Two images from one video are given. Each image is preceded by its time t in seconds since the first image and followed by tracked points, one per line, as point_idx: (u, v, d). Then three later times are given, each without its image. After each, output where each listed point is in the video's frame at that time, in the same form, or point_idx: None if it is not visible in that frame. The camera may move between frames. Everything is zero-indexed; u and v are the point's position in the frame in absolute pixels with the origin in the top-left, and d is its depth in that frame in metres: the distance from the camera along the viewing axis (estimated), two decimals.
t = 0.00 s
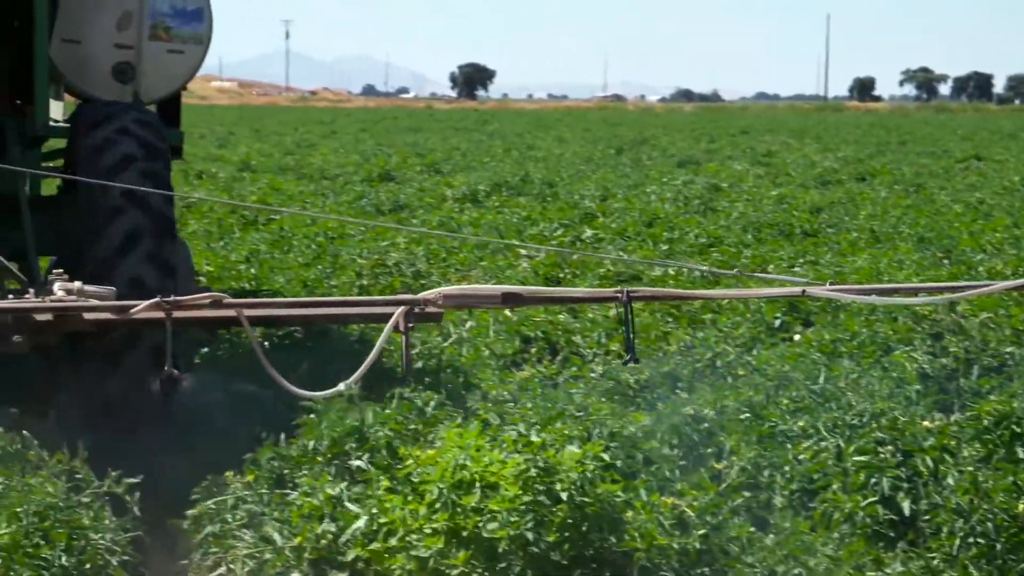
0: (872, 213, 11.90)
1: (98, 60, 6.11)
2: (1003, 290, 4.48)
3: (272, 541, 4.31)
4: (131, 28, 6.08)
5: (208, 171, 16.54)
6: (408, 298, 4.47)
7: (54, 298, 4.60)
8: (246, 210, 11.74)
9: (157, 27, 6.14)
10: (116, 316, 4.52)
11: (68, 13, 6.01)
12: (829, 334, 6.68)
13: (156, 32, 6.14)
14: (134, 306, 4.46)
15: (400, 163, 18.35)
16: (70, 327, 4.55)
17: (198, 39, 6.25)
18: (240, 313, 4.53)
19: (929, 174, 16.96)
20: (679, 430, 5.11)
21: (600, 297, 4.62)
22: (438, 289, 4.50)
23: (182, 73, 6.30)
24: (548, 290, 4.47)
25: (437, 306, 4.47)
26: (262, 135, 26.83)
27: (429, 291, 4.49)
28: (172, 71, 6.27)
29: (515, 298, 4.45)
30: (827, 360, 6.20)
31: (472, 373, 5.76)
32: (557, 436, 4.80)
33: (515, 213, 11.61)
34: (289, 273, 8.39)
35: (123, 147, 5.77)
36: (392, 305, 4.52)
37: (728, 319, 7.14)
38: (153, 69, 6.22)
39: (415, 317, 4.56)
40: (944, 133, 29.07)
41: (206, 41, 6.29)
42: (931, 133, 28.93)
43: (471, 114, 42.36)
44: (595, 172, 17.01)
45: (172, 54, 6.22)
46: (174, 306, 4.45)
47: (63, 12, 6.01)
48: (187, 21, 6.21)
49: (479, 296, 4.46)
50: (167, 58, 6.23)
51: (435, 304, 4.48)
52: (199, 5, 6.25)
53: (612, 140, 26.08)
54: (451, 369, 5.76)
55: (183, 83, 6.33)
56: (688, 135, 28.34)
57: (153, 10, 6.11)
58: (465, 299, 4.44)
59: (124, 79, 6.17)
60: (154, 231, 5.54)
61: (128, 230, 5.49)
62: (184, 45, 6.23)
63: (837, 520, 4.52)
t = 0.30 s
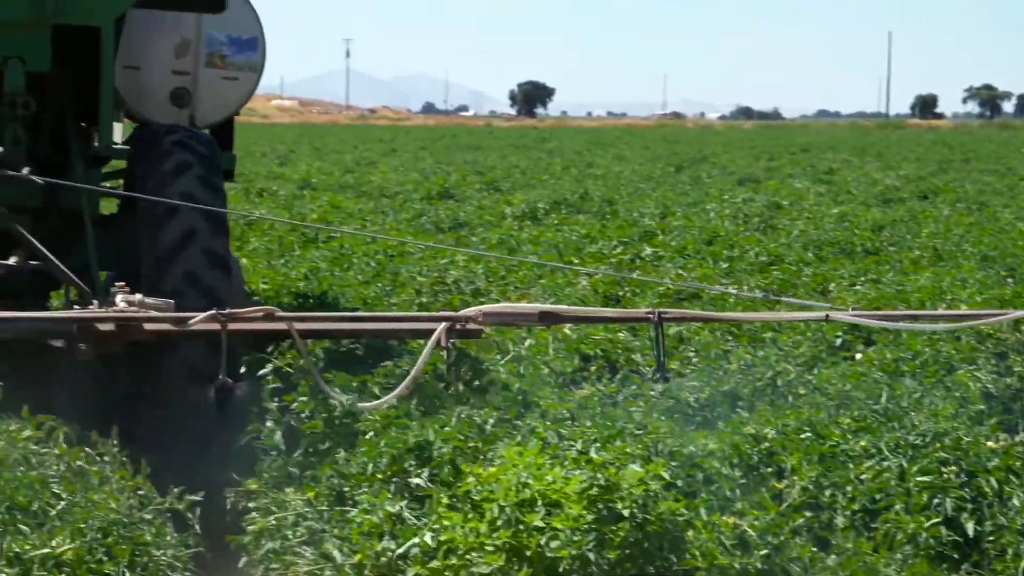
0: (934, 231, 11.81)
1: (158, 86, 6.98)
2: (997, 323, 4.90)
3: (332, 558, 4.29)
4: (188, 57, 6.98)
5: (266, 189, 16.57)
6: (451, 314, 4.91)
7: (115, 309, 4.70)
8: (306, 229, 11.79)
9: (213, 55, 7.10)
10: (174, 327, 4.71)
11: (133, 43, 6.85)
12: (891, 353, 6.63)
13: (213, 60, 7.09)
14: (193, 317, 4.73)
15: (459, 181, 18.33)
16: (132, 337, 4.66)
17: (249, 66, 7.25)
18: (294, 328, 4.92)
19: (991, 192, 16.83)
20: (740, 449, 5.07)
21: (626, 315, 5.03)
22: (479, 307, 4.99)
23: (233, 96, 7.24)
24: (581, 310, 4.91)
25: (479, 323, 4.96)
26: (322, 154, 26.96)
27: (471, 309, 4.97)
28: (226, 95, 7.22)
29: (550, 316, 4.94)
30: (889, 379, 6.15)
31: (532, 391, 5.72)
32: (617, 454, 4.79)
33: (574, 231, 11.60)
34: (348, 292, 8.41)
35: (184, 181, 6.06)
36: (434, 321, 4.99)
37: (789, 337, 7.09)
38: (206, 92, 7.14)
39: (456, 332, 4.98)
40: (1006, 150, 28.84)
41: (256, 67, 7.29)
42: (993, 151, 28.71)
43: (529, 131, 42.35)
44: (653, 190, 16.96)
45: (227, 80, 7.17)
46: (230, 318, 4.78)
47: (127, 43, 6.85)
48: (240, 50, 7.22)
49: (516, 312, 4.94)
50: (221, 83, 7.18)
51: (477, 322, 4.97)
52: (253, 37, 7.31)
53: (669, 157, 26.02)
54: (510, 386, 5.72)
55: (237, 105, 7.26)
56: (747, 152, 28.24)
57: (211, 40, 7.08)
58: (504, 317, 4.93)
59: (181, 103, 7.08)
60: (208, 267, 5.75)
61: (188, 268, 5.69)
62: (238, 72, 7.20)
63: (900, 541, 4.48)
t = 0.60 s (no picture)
0: (992, 251, 11.73)
1: (211, 109, 7.40)
2: (1011, 335, 5.14)
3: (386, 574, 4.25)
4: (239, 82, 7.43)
5: (320, 209, 16.63)
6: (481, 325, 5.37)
7: (163, 320, 5.01)
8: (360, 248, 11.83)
9: (263, 80, 7.57)
10: (218, 336, 5.03)
11: (188, 71, 7.22)
12: (947, 374, 6.58)
13: (263, 83, 7.57)
14: (237, 328, 5.06)
15: (512, 200, 18.34)
16: (179, 346, 4.98)
17: (296, 88, 7.71)
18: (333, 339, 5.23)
19: None
20: (795, 469, 5.03)
21: (651, 327, 5.39)
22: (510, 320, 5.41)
23: (281, 116, 7.71)
24: (603, 322, 5.29)
25: (506, 337, 5.41)
26: (376, 173, 27.04)
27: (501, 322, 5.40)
28: (275, 119, 7.71)
29: (576, 329, 5.34)
30: (946, 400, 6.10)
31: (586, 411, 5.70)
32: (670, 474, 4.78)
33: (628, 250, 11.59)
34: (402, 310, 8.43)
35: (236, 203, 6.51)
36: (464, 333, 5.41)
37: (844, 357, 7.05)
38: (255, 113, 7.61)
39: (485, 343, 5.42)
40: None
41: (303, 91, 7.76)
42: None
43: (583, 150, 42.36)
44: (707, 209, 16.92)
45: (275, 103, 7.63)
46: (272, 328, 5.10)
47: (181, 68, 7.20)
48: (287, 73, 7.67)
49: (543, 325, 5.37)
50: (271, 105, 7.67)
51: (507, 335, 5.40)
52: (299, 61, 7.76)
53: (724, 177, 25.96)
54: (563, 406, 5.69)
55: (286, 125, 7.75)
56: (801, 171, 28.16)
57: (260, 66, 7.53)
58: (531, 329, 5.36)
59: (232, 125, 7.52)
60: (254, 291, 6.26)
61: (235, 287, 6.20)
62: (286, 95, 7.68)
63: (958, 563, 4.44)
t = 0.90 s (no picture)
0: None
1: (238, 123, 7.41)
2: (1007, 330, 5.56)
3: None
4: (266, 95, 7.43)
5: (358, 225, 16.64)
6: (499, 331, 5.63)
7: (191, 328, 5.30)
8: (399, 263, 11.85)
9: (290, 94, 7.52)
10: (245, 343, 5.34)
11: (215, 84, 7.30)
12: (990, 391, 6.54)
13: (289, 97, 7.52)
14: (263, 335, 5.36)
15: (551, 215, 18.34)
16: (207, 353, 5.26)
17: (323, 102, 7.66)
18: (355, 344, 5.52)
19: None
20: (835, 486, 5.00)
21: (665, 330, 5.83)
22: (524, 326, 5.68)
23: (309, 131, 7.65)
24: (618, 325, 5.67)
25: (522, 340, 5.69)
26: (415, 189, 27.07)
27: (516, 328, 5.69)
28: (302, 132, 7.62)
29: (591, 330, 5.67)
30: (989, 417, 6.05)
31: (625, 426, 5.67)
32: (711, 491, 4.81)
33: (667, 266, 11.56)
34: (441, 326, 8.43)
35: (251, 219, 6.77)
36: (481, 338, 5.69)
37: (885, 374, 7.01)
38: (284, 128, 7.55)
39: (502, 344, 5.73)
40: None
41: (330, 104, 7.70)
42: None
43: (621, 166, 42.33)
44: (746, 225, 16.86)
45: (303, 116, 7.57)
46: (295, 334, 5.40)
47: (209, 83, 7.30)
48: (314, 88, 7.65)
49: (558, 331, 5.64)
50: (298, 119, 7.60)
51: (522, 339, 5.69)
52: (325, 75, 7.76)
53: (762, 192, 25.89)
54: (602, 421, 5.67)
55: (314, 137, 7.67)
56: (841, 186, 28.05)
57: (286, 79, 7.51)
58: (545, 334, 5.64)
59: (260, 139, 7.48)
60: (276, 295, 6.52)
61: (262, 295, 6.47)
62: (312, 108, 7.61)
63: None
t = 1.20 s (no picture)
0: None
1: (271, 138, 7.40)
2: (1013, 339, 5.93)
3: None
4: (295, 110, 7.44)
5: (397, 238, 16.67)
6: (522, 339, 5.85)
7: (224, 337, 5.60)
8: (437, 277, 11.85)
9: (317, 108, 7.55)
10: (277, 351, 5.60)
11: (247, 97, 7.31)
12: None
13: (316, 111, 7.54)
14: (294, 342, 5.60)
15: (590, 229, 18.33)
16: (240, 360, 5.55)
17: (351, 116, 7.68)
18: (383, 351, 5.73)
19: None
20: (876, 501, 4.96)
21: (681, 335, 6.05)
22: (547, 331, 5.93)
23: (336, 146, 7.66)
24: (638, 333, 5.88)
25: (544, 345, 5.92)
26: (453, 203, 27.10)
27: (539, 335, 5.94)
28: (330, 145, 7.63)
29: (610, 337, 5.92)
30: None
31: (664, 441, 5.64)
32: (749, 505, 4.78)
33: (706, 280, 11.54)
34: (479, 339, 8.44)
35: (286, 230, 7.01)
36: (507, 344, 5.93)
37: (925, 389, 6.96)
38: (313, 143, 7.56)
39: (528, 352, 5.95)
40: None
41: (356, 118, 7.72)
42: None
43: (659, 179, 42.25)
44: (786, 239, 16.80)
45: (331, 130, 7.60)
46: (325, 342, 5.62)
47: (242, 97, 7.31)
48: (342, 102, 7.68)
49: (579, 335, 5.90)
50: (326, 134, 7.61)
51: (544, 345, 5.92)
52: (351, 90, 7.76)
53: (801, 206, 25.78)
54: (641, 436, 5.64)
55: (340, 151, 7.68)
56: (881, 200, 27.91)
57: (314, 94, 7.54)
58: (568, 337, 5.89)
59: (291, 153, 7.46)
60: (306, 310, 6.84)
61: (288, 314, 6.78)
62: (339, 123, 7.64)
63: None
